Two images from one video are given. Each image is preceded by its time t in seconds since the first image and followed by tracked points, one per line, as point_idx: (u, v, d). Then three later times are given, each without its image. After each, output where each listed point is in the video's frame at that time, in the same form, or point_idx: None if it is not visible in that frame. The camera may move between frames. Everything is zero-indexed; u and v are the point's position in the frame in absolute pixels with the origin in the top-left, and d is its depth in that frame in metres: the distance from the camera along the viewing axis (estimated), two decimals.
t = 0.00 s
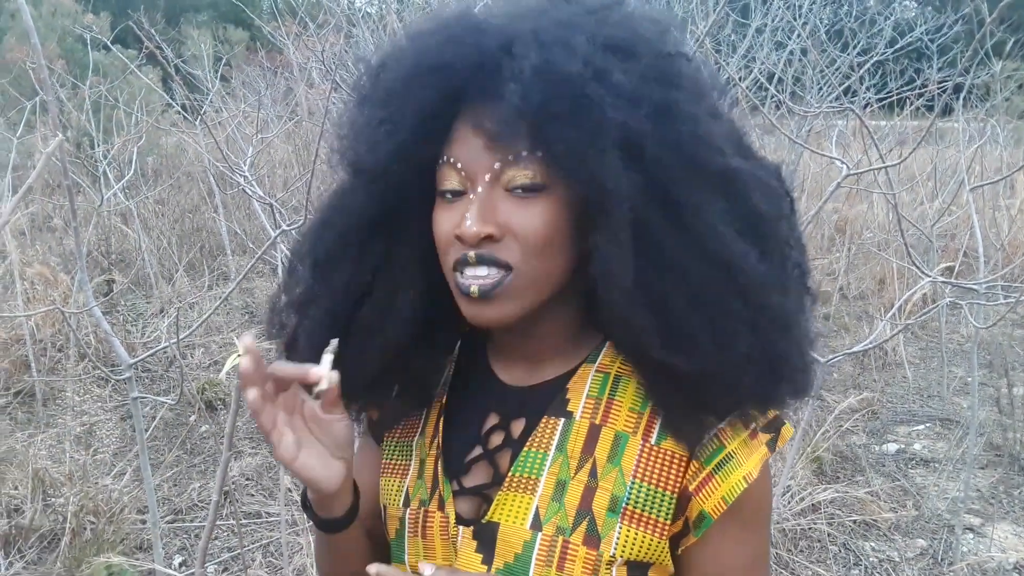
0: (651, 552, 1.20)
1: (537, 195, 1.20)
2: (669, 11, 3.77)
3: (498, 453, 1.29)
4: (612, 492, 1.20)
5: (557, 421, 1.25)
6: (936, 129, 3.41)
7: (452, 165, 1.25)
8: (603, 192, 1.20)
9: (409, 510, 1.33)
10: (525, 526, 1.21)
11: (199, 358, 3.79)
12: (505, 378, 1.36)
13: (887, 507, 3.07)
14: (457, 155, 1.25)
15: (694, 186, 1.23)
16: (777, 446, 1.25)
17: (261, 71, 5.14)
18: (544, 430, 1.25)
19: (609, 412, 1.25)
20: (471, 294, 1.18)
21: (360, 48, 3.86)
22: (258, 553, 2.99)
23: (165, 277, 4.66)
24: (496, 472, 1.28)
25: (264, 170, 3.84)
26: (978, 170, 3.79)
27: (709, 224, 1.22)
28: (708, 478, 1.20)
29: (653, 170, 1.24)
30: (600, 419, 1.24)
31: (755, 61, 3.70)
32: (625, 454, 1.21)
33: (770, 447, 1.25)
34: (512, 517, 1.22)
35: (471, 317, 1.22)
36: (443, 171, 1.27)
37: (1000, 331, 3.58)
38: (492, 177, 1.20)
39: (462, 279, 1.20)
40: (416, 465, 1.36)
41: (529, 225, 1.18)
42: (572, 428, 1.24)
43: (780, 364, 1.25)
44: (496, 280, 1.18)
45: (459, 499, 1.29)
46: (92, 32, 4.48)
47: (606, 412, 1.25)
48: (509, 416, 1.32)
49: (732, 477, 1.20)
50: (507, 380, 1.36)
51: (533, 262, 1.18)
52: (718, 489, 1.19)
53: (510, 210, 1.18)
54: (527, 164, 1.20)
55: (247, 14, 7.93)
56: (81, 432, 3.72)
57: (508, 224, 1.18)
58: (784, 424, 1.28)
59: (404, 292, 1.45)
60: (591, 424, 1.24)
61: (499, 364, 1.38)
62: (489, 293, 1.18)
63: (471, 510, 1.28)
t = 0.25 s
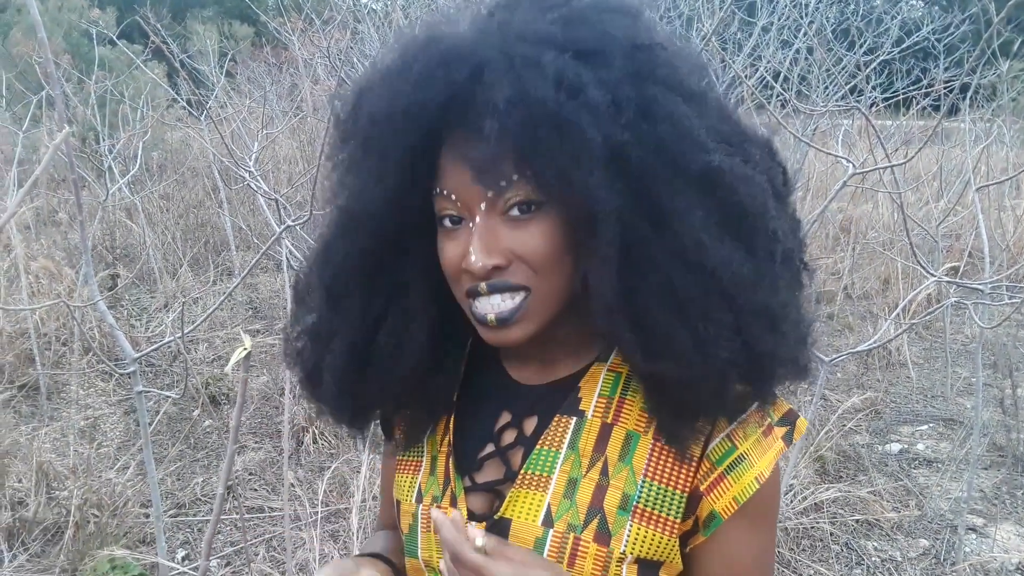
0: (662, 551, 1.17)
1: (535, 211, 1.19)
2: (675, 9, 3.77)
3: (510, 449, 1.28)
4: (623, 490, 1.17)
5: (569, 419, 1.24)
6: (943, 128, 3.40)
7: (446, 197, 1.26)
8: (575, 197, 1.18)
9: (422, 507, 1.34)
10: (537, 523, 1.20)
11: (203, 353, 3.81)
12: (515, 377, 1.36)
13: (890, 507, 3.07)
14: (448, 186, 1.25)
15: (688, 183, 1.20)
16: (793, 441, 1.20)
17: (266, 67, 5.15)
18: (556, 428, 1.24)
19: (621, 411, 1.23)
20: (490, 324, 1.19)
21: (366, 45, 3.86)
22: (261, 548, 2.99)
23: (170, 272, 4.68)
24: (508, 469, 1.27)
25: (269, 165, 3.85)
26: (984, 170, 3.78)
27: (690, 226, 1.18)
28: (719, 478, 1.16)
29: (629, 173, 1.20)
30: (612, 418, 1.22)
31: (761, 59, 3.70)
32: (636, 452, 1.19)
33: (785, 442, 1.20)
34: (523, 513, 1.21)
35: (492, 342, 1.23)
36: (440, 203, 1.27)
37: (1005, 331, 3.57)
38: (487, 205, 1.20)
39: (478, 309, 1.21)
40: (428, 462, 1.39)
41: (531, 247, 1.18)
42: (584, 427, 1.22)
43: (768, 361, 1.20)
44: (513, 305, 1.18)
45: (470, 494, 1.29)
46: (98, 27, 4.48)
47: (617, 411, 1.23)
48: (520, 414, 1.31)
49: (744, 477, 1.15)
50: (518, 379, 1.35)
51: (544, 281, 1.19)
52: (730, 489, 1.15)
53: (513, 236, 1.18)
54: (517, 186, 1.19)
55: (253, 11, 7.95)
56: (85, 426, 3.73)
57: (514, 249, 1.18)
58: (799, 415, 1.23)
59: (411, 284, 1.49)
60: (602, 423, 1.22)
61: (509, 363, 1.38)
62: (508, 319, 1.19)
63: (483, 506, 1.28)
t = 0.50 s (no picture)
0: (656, 554, 1.20)
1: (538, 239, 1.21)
2: (680, 13, 3.78)
3: (515, 448, 1.33)
4: (621, 492, 1.20)
5: (573, 421, 1.27)
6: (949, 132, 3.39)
7: (453, 225, 1.28)
8: (570, 237, 1.18)
9: (429, 496, 1.39)
10: (536, 520, 1.23)
11: (209, 353, 3.82)
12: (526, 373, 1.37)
13: (895, 511, 3.06)
14: (455, 215, 1.27)
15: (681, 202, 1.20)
16: (794, 454, 1.24)
17: (272, 68, 5.16)
18: (560, 430, 1.27)
19: (624, 416, 1.26)
20: (505, 346, 1.23)
21: (372, 46, 3.87)
22: (265, 548, 3.00)
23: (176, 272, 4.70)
24: (512, 466, 1.31)
25: (275, 166, 3.86)
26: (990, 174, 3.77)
27: (679, 253, 1.20)
28: (716, 488, 1.19)
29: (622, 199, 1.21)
30: (615, 422, 1.25)
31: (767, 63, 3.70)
32: (637, 457, 1.22)
33: (786, 456, 1.22)
34: (524, 510, 1.24)
35: (509, 358, 1.27)
36: (448, 229, 1.30)
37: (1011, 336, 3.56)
38: (493, 236, 1.21)
39: (493, 333, 1.24)
40: (437, 453, 1.44)
41: (539, 275, 1.21)
42: (587, 429, 1.25)
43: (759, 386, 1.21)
44: (526, 326, 1.22)
45: (474, 487, 1.33)
46: (105, 27, 4.50)
47: (621, 416, 1.26)
48: (527, 414, 1.35)
49: (741, 488, 1.17)
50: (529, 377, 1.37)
51: (555, 301, 1.23)
52: (726, 499, 1.17)
53: (521, 264, 1.21)
54: (519, 219, 1.20)
55: (259, 12, 7.98)
56: (91, 426, 3.75)
57: (523, 277, 1.21)
58: (801, 430, 1.28)
59: (422, 292, 1.52)
60: (605, 426, 1.25)
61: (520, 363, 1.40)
62: (523, 340, 1.22)
63: (487, 499, 1.32)
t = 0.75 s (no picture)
0: (630, 536, 1.21)
1: (539, 222, 1.23)
2: (680, 14, 3.79)
3: (499, 434, 1.33)
4: (596, 478, 1.21)
5: (551, 408, 1.27)
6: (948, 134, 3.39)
7: (457, 198, 1.29)
8: (576, 220, 1.20)
9: (417, 480, 1.39)
10: (514, 504, 1.24)
11: (210, 352, 3.84)
12: (512, 366, 1.37)
13: (893, 511, 3.07)
14: (461, 187, 1.28)
15: (681, 203, 1.21)
16: (761, 443, 1.24)
17: (274, 69, 5.18)
18: (538, 416, 1.28)
19: (600, 403, 1.26)
20: (486, 322, 1.23)
21: (373, 47, 3.88)
22: (265, 546, 3.01)
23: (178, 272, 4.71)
24: (495, 451, 1.31)
25: (276, 166, 3.87)
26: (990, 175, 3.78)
27: (677, 250, 1.20)
28: (684, 473, 1.20)
29: (628, 197, 1.22)
30: (591, 409, 1.26)
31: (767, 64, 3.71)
32: (611, 444, 1.23)
33: (753, 443, 1.23)
34: (504, 494, 1.25)
35: (488, 338, 1.27)
36: (451, 202, 1.31)
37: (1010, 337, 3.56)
38: (496, 213, 1.23)
39: (477, 307, 1.24)
40: (426, 440, 1.43)
41: (532, 257, 1.22)
42: (564, 416, 1.26)
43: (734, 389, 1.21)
44: (509, 307, 1.22)
45: (460, 473, 1.34)
46: (108, 27, 4.51)
47: (596, 404, 1.27)
48: (510, 400, 1.36)
49: (708, 474, 1.19)
50: (514, 369, 1.38)
51: (543, 287, 1.23)
52: (693, 484, 1.19)
53: (518, 243, 1.22)
54: (528, 200, 1.22)
55: (262, 13, 8.00)
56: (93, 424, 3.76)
57: (517, 256, 1.21)
58: (773, 420, 1.28)
59: (417, 264, 1.53)
60: (582, 413, 1.26)
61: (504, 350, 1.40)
62: (504, 320, 1.22)
63: (471, 485, 1.32)
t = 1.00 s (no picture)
0: (644, 544, 1.18)
1: (583, 211, 1.23)
2: (682, 18, 3.79)
3: (510, 449, 1.30)
4: (608, 486, 1.18)
5: (560, 419, 1.24)
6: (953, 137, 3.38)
7: (498, 183, 1.26)
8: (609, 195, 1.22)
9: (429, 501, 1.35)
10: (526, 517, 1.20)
11: (214, 361, 3.83)
12: (516, 378, 1.38)
13: (901, 517, 3.05)
14: (504, 174, 1.26)
15: (700, 202, 1.25)
16: (777, 442, 1.20)
17: (276, 76, 5.18)
18: (548, 429, 1.25)
19: (609, 411, 1.24)
20: (524, 314, 1.20)
21: (375, 54, 3.88)
22: (270, 556, 3.00)
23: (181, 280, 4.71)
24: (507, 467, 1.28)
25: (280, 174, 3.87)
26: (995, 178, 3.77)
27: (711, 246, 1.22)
28: (694, 477, 1.17)
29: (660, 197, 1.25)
30: (600, 418, 1.23)
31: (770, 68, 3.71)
32: (621, 452, 1.20)
33: (770, 442, 1.19)
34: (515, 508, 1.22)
35: (517, 333, 1.23)
36: (487, 188, 1.27)
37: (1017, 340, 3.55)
38: (543, 198, 1.22)
39: (514, 296, 1.21)
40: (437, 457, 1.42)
41: (579, 245, 1.21)
42: (574, 427, 1.23)
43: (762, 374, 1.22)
44: (549, 298, 1.20)
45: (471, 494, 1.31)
46: (111, 36, 4.52)
47: (605, 412, 1.24)
48: (518, 415, 1.33)
49: (719, 478, 1.15)
50: (522, 381, 1.37)
51: (583, 281, 1.22)
52: (704, 489, 1.15)
53: (564, 230, 1.21)
54: (576, 185, 1.22)
55: (263, 19, 8.01)
56: (96, 434, 3.76)
57: (563, 244, 1.20)
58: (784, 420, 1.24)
59: (416, 279, 1.51)
60: (591, 423, 1.23)
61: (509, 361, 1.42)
62: (544, 313, 1.19)
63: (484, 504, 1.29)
